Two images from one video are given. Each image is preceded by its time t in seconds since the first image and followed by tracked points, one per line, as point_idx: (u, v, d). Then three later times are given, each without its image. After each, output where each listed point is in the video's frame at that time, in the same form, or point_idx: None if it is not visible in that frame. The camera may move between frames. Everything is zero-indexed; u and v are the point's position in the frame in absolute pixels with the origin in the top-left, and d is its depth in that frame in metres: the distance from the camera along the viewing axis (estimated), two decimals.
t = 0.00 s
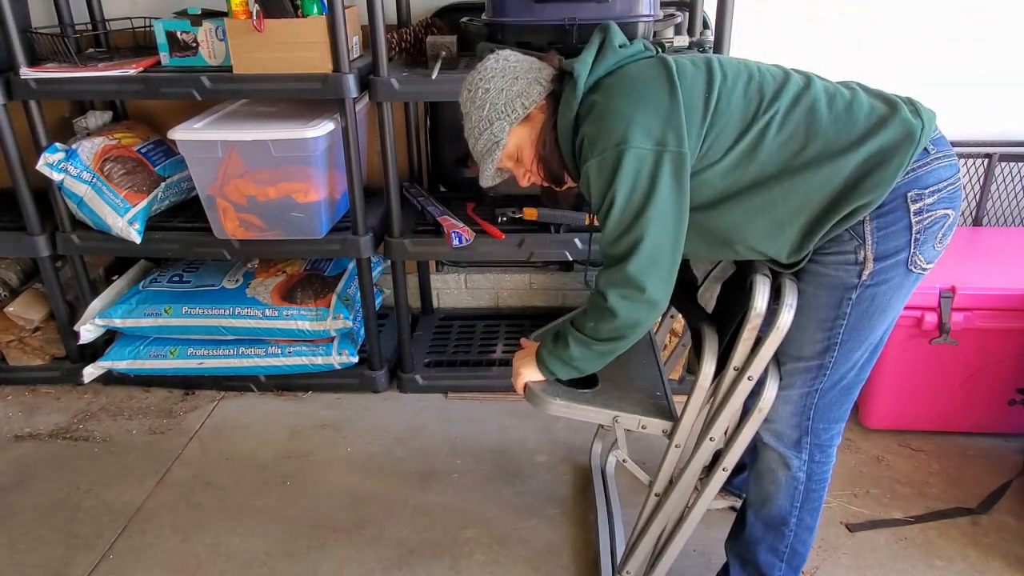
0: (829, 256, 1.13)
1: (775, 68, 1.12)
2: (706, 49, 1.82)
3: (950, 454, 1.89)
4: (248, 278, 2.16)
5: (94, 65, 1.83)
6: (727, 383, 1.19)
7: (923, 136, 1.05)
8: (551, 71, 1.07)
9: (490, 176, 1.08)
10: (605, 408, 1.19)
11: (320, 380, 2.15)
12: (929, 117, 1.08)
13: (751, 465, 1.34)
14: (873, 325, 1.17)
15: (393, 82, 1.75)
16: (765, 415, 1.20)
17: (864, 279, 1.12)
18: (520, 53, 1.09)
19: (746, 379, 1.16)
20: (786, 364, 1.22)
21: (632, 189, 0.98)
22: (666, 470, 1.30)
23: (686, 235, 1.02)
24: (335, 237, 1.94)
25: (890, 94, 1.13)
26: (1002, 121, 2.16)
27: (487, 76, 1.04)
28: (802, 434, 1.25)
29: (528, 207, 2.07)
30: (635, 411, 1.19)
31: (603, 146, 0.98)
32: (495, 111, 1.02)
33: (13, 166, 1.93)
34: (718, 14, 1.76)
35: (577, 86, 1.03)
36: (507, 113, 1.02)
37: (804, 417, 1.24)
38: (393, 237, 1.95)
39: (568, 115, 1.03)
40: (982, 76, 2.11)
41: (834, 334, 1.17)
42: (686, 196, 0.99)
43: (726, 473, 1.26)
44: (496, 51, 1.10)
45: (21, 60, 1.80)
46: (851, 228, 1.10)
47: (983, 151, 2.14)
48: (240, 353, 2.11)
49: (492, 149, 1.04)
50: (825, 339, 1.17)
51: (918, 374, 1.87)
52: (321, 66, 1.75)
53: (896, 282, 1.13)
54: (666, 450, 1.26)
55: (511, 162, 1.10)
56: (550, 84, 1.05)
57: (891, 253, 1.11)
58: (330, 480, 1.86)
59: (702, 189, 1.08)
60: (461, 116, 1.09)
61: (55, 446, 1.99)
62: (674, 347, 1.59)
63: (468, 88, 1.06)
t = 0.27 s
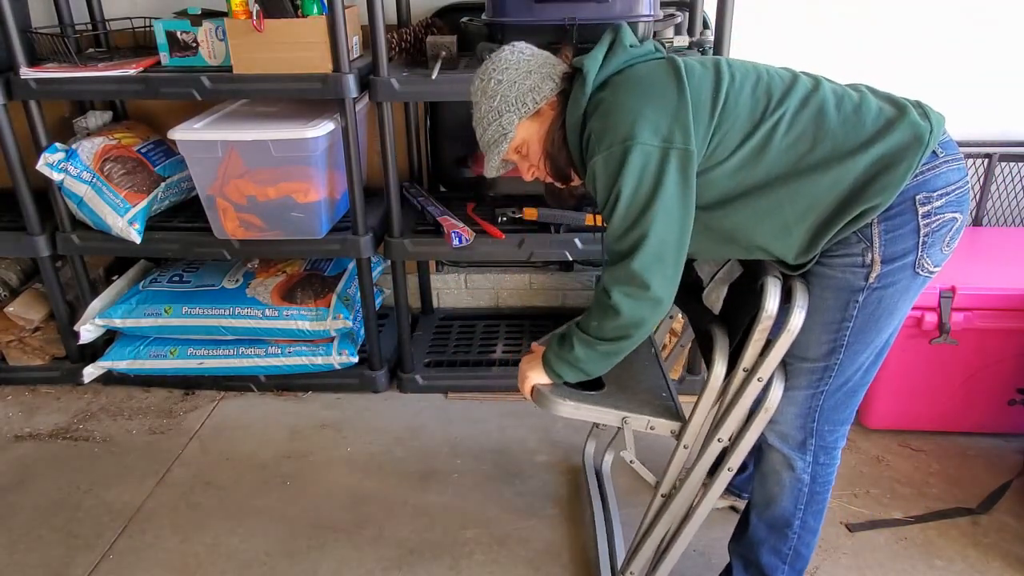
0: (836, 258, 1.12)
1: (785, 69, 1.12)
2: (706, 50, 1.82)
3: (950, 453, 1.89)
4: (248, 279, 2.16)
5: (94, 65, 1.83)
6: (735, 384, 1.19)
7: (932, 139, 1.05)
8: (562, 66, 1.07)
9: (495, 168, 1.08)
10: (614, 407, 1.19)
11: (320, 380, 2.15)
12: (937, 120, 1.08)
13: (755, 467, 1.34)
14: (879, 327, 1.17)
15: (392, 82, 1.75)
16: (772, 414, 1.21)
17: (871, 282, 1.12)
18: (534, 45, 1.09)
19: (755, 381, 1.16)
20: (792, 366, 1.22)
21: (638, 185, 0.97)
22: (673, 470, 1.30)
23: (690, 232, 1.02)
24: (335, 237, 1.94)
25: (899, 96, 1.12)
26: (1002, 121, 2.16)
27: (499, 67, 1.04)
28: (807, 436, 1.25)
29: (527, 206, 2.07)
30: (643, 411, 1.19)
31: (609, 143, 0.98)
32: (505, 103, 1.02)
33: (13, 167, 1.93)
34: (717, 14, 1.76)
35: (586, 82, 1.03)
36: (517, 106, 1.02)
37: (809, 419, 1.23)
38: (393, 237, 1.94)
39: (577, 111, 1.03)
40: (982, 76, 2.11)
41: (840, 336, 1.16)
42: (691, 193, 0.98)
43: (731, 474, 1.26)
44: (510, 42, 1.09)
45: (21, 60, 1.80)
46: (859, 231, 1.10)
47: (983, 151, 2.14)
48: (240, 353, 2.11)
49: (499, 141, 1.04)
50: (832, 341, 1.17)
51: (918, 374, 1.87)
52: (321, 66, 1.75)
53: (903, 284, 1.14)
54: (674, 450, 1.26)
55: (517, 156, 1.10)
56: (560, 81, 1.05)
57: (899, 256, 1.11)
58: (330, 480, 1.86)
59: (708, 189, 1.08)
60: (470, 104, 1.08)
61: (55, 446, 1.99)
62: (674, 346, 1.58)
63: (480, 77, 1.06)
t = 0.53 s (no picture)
0: (841, 259, 1.12)
1: (788, 73, 1.12)
2: (706, 49, 1.82)
3: (950, 454, 1.89)
4: (248, 278, 2.16)
5: (94, 65, 1.83)
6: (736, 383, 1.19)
7: (936, 143, 1.05)
8: (561, 71, 1.06)
9: (497, 176, 1.08)
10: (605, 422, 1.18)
11: (320, 380, 2.15)
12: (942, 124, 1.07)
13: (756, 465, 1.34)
14: (881, 328, 1.17)
15: (393, 82, 1.75)
16: (772, 413, 1.21)
17: (876, 282, 1.12)
18: (532, 50, 1.07)
19: (756, 380, 1.16)
20: (795, 364, 1.22)
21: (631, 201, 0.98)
22: (673, 469, 1.30)
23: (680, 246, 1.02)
24: (335, 237, 1.94)
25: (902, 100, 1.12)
26: (1001, 121, 2.16)
27: (497, 75, 1.03)
28: (808, 434, 1.25)
29: (528, 206, 2.07)
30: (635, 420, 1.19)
31: (607, 158, 0.98)
32: (505, 112, 1.02)
33: (13, 167, 1.93)
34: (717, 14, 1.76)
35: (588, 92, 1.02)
36: (517, 114, 1.02)
37: (810, 418, 1.23)
38: (393, 237, 1.95)
39: (579, 121, 1.03)
40: (982, 77, 2.11)
41: (844, 335, 1.16)
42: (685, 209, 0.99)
43: (732, 473, 1.26)
44: (508, 46, 1.08)
45: (21, 60, 1.80)
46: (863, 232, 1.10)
47: (983, 151, 2.14)
48: (240, 353, 2.11)
49: (500, 151, 1.04)
50: (834, 341, 1.17)
51: (919, 374, 1.87)
52: (321, 65, 1.75)
53: (905, 285, 1.13)
54: (674, 449, 1.26)
55: (518, 163, 1.10)
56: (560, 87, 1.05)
57: (904, 256, 1.10)
58: (330, 480, 1.86)
59: (708, 197, 1.08)
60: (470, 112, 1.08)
61: (56, 446, 1.99)
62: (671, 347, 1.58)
63: (479, 85, 1.06)
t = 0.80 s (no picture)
0: (838, 260, 1.12)
1: (786, 71, 1.10)
2: (706, 49, 1.82)
3: (950, 454, 1.89)
4: (248, 278, 2.16)
5: (94, 65, 1.83)
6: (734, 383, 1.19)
7: (933, 142, 1.07)
8: (556, 70, 1.04)
9: (493, 180, 1.06)
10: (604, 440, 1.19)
11: (320, 380, 2.15)
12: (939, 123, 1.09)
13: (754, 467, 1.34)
14: (878, 329, 1.17)
15: (392, 82, 1.75)
16: (771, 412, 1.21)
17: (873, 284, 1.12)
18: (525, 49, 1.05)
19: (754, 379, 1.16)
20: (792, 366, 1.22)
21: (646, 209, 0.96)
22: (672, 469, 1.30)
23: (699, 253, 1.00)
24: (335, 237, 1.94)
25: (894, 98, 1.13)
26: (1001, 121, 2.16)
27: (491, 77, 1.01)
28: (805, 435, 1.25)
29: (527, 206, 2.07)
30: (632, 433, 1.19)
31: (617, 166, 0.96)
32: (501, 115, 1.00)
33: (13, 166, 1.93)
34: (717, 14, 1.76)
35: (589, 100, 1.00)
36: (513, 118, 1.00)
37: (808, 419, 1.23)
38: (393, 237, 1.95)
39: (581, 127, 1.01)
40: (982, 77, 2.11)
41: (841, 337, 1.16)
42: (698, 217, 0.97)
43: (731, 473, 1.26)
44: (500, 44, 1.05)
45: (21, 60, 1.80)
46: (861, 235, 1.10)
47: (982, 151, 2.14)
48: (240, 353, 2.11)
49: (497, 154, 1.02)
50: (832, 343, 1.17)
51: (919, 374, 1.87)
52: (321, 65, 1.75)
53: (901, 287, 1.14)
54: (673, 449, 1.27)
55: (514, 165, 1.08)
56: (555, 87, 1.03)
57: (900, 258, 1.11)
58: (330, 480, 1.86)
59: (714, 201, 1.07)
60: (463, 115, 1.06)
61: (56, 446, 1.99)
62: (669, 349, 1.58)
63: (472, 86, 1.03)
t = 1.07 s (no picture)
0: (832, 256, 1.12)
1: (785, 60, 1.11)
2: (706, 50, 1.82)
3: (950, 454, 1.89)
4: (248, 279, 2.16)
5: (94, 65, 1.83)
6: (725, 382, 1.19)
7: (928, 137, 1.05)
8: (552, 58, 1.04)
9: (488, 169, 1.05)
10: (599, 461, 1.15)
11: (320, 380, 2.15)
12: (930, 121, 1.07)
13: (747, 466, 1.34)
14: (871, 325, 1.17)
15: (393, 82, 1.75)
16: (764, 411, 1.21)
17: (866, 279, 1.12)
18: (519, 37, 1.05)
19: (746, 377, 1.16)
20: (785, 363, 1.21)
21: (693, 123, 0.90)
22: (666, 469, 1.30)
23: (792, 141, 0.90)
24: (335, 237, 1.94)
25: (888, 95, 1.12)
26: (1001, 121, 2.16)
27: (486, 64, 1.00)
28: (798, 432, 1.25)
29: (527, 206, 2.07)
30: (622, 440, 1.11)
31: (639, 100, 0.93)
32: (497, 102, 0.99)
33: (13, 166, 1.93)
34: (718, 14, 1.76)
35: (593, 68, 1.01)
36: (509, 104, 0.99)
37: (800, 416, 1.23)
38: (393, 237, 1.95)
39: (586, 95, 1.00)
40: (981, 77, 2.11)
41: (834, 334, 1.16)
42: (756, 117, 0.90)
43: (725, 472, 1.26)
44: (492, 33, 1.05)
45: (21, 60, 1.80)
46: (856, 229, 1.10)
47: (982, 151, 2.14)
48: (240, 353, 2.11)
49: (493, 141, 1.00)
50: (825, 339, 1.17)
51: (918, 374, 1.87)
52: (321, 65, 1.75)
53: (894, 282, 1.14)
54: (666, 448, 1.28)
55: (511, 155, 1.06)
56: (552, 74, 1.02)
57: (894, 254, 1.11)
58: (330, 479, 1.86)
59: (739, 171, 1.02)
60: (456, 104, 1.05)
61: (56, 446, 1.99)
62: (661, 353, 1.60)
63: (465, 75, 1.03)
